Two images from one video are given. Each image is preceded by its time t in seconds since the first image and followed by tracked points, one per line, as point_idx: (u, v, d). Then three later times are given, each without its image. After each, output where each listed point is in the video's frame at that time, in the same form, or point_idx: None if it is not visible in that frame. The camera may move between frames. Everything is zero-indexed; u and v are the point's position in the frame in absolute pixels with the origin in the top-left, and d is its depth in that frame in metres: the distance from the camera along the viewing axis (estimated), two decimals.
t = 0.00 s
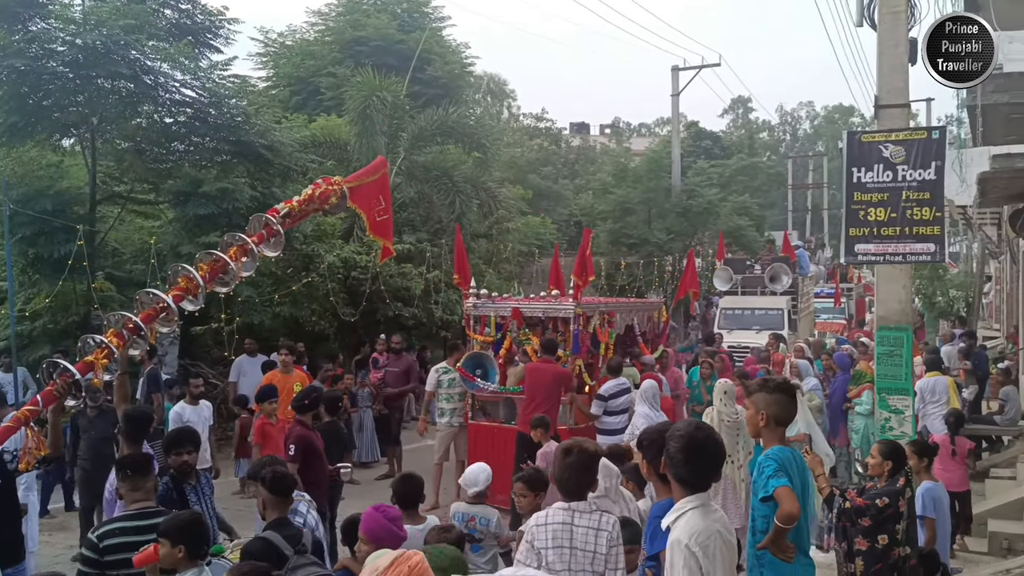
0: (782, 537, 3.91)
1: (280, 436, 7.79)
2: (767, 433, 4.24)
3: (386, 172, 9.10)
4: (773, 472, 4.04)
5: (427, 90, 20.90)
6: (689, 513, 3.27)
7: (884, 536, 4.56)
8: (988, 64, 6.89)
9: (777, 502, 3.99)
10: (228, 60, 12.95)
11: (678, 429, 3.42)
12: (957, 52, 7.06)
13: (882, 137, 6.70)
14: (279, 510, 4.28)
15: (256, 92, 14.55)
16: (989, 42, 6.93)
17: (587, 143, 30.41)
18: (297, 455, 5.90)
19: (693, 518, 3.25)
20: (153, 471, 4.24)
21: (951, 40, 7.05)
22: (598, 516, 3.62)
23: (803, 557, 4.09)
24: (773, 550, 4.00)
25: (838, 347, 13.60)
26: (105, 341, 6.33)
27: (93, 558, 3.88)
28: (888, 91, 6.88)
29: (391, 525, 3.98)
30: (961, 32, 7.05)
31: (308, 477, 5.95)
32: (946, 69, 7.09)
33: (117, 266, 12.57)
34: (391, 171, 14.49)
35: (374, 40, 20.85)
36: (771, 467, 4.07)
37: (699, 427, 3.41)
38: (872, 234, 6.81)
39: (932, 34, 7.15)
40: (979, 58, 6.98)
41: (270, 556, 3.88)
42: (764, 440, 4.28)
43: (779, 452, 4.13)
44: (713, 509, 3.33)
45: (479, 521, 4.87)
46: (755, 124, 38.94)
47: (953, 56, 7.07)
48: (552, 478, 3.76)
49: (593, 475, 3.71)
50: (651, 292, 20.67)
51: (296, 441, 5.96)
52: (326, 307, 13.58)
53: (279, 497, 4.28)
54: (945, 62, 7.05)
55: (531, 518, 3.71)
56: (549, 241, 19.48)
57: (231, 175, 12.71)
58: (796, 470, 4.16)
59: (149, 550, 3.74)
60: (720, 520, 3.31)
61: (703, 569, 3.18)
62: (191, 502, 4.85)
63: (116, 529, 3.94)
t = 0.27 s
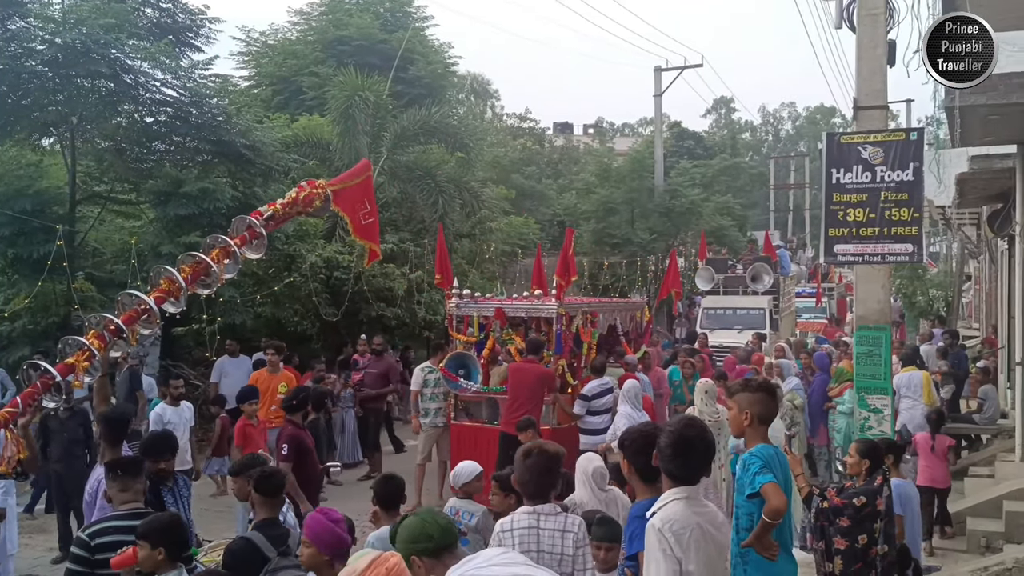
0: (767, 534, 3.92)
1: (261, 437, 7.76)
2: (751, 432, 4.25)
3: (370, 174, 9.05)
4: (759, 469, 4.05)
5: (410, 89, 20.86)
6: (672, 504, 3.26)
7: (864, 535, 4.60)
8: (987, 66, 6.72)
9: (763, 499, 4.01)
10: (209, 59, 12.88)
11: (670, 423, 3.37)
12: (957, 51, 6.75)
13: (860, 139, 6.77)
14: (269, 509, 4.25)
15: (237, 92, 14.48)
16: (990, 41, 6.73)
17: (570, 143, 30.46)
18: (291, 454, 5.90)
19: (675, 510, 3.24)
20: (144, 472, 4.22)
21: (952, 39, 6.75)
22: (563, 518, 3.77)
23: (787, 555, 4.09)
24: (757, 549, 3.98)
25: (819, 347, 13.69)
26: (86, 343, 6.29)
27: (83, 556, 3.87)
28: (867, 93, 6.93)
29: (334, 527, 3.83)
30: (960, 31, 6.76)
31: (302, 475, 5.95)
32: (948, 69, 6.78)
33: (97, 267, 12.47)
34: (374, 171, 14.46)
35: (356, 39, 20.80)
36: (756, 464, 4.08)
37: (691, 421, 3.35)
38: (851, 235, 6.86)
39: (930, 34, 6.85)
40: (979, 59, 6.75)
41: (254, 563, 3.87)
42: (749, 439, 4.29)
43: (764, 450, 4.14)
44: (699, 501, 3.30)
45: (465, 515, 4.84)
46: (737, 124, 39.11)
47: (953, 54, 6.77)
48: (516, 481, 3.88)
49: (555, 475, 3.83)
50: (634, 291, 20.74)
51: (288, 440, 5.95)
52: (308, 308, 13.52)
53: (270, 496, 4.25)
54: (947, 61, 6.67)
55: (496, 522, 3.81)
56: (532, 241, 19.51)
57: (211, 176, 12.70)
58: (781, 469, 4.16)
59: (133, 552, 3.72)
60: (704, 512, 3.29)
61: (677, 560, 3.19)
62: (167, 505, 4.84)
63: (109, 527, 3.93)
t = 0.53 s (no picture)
0: (754, 536, 3.95)
1: (250, 440, 7.74)
2: (744, 434, 4.25)
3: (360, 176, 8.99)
4: (749, 471, 4.06)
5: (398, 90, 20.85)
6: (661, 499, 3.27)
7: (847, 533, 4.64)
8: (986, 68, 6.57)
9: (751, 501, 4.02)
10: (196, 61, 12.82)
11: (663, 421, 3.41)
12: (957, 52, 6.61)
13: (847, 139, 6.80)
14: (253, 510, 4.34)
15: (224, 93, 14.43)
16: (991, 41, 6.55)
17: (558, 143, 30.49)
18: (295, 454, 5.89)
19: (662, 503, 3.24)
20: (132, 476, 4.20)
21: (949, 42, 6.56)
22: (537, 518, 3.65)
23: (772, 556, 4.13)
24: (744, 550, 4.01)
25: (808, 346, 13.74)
26: (73, 346, 6.30)
27: (70, 562, 3.85)
28: (853, 94, 6.97)
29: (278, 527, 3.88)
30: (959, 31, 6.57)
31: (304, 474, 5.94)
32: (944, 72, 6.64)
33: (84, 269, 12.41)
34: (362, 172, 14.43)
35: (343, 40, 20.78)
36: (746, 467, 4.09)
37: (683, 419, 3.39)
38: (839, 234, 6.89)
39: (930, 34, 6.68)
40: (978, 62, 6.60)
41: (241, 567, 3.84)
42: (741, 440, 4.30)
43: (755, 452, 4.16)
44: (690, 498, 3.28)
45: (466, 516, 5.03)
46: (725, 124, 39.22)
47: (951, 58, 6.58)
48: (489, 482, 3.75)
49: (526, 477, 3.68)
50: (623, 291, 20.78)
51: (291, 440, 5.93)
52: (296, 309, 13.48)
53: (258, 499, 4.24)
54: (947, 62, 6.55)
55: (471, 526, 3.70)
56: (521, 242, 19.52)
57: (200, 177, 12.62)
58: (772, 470, 4.18)
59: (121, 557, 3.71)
60: (692, 509, 3.26)
61: (659, 551, 3.17)
62: (153, 508, 4.82)
63: (96, 533, 3.91)
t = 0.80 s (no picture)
0: (745, 532, 3.98)
1: (244, 439, 7.73)
2: (741, 430, 4.25)
3: (354, 175, 9.02)
4: (742, 467, 4.07)
5: (392, 90, 20.83)
6: (653, 492, 3.28)
7: (830, 528, 4.64)
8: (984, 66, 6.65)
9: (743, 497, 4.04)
10: (190, 61, 12.80)
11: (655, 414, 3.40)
12: (956, 52, 6.68)
13: (841, 136, 6.81)
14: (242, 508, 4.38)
15: (218, 94, 14.41)
16: (990, 41, 6.65)
17: (554, 143, 30.49)
18: (307, 454, 5.98)
19: (654, 496, 3.25)
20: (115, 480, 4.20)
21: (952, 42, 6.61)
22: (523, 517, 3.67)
23: (766, 549, 4.16)
24: (738, 544, 4.05)
25: (803, 344, 13.74)
26: (66, 346, 6.27)
27: (46, 562, 3.80)
28: (847, 90, 6.97)
29: (248, 526, 3.74)
30: (960, 31, 6.65)
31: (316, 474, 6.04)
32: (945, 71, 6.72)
33: (79, 270, 12.38)
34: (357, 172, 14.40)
35: (338, 40, 20.76)
36: (740, 462, 4.10)
37: (675, 411, 3.38)
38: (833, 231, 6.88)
39: (930, 34, 6.72)
40: (978, 60, 6.66)
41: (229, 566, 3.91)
42: (737, 436, 4.30)
43: (749, 448, 4.16)
44: (682, 490, 3.29)
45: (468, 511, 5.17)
46: (720, 123, 39.25)
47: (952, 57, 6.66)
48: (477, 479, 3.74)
49: (514, 475, 3.65)
50: (619, 290, 20.78)
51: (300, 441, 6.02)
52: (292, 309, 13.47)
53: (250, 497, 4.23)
54: (945, 63, 6.65)
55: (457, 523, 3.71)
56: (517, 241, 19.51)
57: (194, 177, 12.60)
58: (766, 466, 4.19)
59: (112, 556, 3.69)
60: (684, 502, 3.25)
61: (648, 543, 3.19)
62: (145, 509, 4.83)
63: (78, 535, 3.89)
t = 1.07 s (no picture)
0: (736, 529, 4.02)
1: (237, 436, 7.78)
2: (734, 428, 4.26)
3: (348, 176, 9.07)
4: (733, 465, 4.09)
5: (390, 90, 20.86)
6: (640, 491, 3.30)
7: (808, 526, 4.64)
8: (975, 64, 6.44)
9: (733, 495, 4.06)
10: (188, 61, 12.82)
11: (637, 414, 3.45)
12: (957, 52, 6.58)
13: (836, 134, 6.82)
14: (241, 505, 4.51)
15: (216, 94, 14.43)
16: (990, 41, 6.52)
17: (553, 143, 30.51)
18: (320, 452, 6.09)
19: (640, 495, 3.27)
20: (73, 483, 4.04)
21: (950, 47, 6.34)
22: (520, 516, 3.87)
23: (757, 546, 4.19)
24: (728, 541, 4.09)
25: (800, 343, 13.76)
26: (61, 345, 6.30)
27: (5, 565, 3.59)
28: (842, 89, 6.98)
29: (225, 532, 3.67)
30: (958, 36, 6.50)
31: (327, 471, 6.13)
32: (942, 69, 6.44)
33: (77, 270, 12.40)
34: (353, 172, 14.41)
35: (336, 40, 20.79)
36: (731, 460, 4.12)
37: (657, 410, 3.42)
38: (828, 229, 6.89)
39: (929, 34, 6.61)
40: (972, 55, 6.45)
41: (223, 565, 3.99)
42: (730, 433, 4.31)
43: (741, 446, 4.18)
44: (668, 488, 3.31)
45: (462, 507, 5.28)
46: (719, 122, 39.26)
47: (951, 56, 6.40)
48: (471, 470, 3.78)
49: (504, 473, 3.67)
50: (618, 290, 20.79)
51: (314, 438, 6.13)
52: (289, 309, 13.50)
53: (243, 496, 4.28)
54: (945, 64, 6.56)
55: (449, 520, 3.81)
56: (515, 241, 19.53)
57: (191, 176, 12.62)
58: (758, 464, 4.20)
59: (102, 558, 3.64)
60: (670, 500, 3.27)
61: (636, 543, 3.20)
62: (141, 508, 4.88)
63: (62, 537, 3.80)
